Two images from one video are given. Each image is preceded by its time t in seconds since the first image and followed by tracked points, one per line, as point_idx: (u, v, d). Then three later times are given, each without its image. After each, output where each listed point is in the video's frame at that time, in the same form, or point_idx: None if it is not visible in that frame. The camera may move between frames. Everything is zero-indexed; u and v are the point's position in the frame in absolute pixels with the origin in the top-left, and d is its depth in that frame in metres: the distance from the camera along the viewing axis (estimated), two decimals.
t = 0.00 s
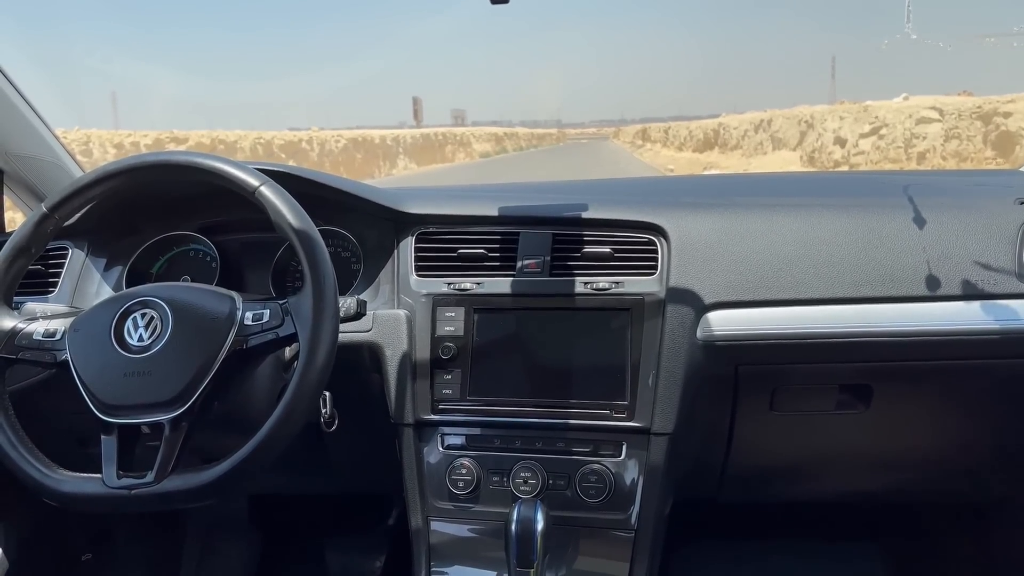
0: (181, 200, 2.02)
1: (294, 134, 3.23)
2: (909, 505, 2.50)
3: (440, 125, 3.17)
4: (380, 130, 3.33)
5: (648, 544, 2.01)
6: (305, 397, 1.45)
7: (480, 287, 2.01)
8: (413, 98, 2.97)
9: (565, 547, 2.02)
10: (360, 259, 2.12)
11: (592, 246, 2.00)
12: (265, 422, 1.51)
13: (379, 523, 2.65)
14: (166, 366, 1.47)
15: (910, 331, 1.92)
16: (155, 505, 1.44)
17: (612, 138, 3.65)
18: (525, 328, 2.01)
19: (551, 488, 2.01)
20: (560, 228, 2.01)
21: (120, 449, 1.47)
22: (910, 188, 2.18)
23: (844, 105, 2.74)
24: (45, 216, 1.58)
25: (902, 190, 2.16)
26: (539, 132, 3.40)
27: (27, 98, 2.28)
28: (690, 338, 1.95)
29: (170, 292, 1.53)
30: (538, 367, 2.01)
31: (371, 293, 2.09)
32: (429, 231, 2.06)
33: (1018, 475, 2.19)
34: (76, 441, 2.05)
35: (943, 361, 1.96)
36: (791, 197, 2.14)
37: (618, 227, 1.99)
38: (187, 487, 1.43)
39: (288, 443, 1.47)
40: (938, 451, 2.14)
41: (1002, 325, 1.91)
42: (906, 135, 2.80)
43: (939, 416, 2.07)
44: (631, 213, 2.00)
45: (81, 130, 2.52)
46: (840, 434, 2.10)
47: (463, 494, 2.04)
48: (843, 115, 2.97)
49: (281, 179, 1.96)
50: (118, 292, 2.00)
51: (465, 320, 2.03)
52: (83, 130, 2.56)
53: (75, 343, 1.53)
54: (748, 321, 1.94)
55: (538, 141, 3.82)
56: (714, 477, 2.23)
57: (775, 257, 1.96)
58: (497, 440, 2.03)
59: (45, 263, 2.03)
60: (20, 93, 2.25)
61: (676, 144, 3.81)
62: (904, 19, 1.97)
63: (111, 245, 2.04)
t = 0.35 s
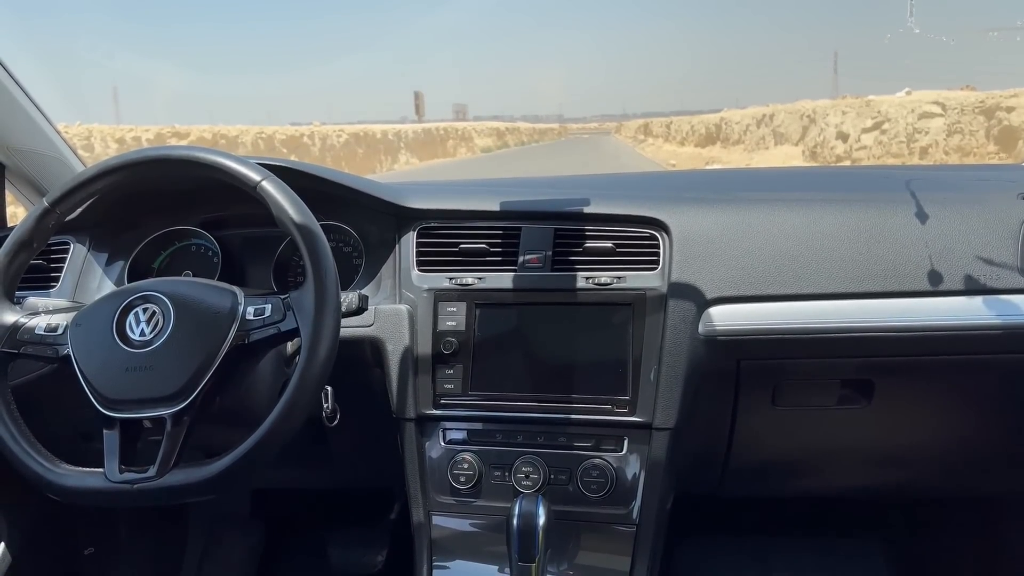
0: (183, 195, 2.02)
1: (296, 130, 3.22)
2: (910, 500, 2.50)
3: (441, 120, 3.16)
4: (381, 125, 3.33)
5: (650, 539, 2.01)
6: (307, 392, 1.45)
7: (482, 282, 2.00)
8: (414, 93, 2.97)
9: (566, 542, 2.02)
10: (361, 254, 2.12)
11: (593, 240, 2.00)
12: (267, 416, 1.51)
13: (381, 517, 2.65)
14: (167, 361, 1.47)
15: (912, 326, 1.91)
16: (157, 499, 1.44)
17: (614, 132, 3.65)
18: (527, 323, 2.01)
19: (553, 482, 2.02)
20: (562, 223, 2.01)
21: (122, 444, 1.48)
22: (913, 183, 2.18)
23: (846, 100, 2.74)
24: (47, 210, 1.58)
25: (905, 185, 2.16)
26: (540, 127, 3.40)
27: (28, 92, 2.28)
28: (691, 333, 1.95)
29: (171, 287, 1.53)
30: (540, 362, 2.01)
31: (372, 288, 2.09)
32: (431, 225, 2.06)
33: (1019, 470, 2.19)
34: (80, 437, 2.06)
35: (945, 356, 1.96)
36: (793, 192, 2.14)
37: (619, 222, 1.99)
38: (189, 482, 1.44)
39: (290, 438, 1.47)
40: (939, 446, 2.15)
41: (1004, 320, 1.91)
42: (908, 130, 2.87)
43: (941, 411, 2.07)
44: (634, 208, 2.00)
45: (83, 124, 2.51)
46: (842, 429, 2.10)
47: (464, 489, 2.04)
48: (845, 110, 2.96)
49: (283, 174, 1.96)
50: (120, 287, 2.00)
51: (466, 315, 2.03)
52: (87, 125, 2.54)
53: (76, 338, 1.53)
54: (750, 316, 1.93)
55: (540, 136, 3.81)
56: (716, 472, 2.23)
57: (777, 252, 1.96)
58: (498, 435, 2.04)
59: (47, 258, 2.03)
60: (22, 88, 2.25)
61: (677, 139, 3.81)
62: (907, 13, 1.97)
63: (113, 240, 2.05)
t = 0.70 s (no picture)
0: (184, 190, 2.02)
1: (297, 123, 3.10)
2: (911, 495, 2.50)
3: (442, 115, 3.16)
4: (382, 120, 3.32)
5: (651, 533, 2.02)
6: (309, 386, 1.46)
7: (482, 277, 2.01)
8: (415, 88, 2.96)
9: (567, 536, 2.02)
10: (362, 249, 2.12)
11: (594, 236, 2.00)
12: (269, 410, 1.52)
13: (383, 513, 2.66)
14: (169, 356, 1.47)
15: (913, 321, 1.91)
16: (159, 493, 1.45)
17: (615, 127, 3.65)
18: (528, 318, 2.01)
19: (554, 477, 2.02)
20: (562, 218, 2.01)
21: (124, 438, 1.48)
22: (914, 178, 2.18)
23: (847, 94, 2.74)
24: (49, 206, 1.58)
25: (906, 180, 2.15)
26: (541, 122, 3.40)
27: (29, 87, 2.27)
28: (692, 328, 1.95)
29: (173, 282, 1.53)
30: (541, 357, 2.01)
31: (373, 283, 2.10)
32: (432, 220, 2.06)
33: (1020, 465, 2.19)
34: (82, 431, 2.08)
35: (946, 351, 1.96)
36: (795, 187, 2.14)
37: (620, 217, 1.99)
38: (190, 476, 1.44)
39: (291, 433, 1.47)
40: (940, 441, 2.15)
41: (1005, 315, 1.91)
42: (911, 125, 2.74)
43: (942, 406, 2.07)
44: (635, 203, 2.00)
45: (84, 120, 2.50)
46: (842, 424, 2.10)
47: (465, 483, 2.04)
48: (847, 105, 2.96)
49: (284, 169, 1.96)
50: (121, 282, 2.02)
51: (467, 310, 2.03)
52: (87, 120, 2.53)
53: (78, 333, 1.53)
54: (751, 311, 1.93)
55: (541, 131, 3.81)
56: (717, 467, 2.23)
57: (778, 247, 1.96)
58: (500, 429, 2.04)
59: (49, 252, 2.03)
60: (24, 83, 2.25)
61: (679, 134, 3.81)
62: (909, 8, 1.96)
63: (114, 234, 2.05)
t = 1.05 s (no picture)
0: (185, 185, 2.02)
1: (298, 120, 3.16)
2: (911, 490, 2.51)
3: (443, 110, 3.16)
4: (383, 115, 3.32)
5: (651, 529, 2.02)
6: (310, 381, 1.46)
7: (483, 272, 2.01)
8: (416, 83, 2.96)
9: (568, 531, 2.03)
10: (364, 244, 2.12)
11: (595, 230, 2.00)
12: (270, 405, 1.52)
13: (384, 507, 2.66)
14: (170, 350, 1.47)
15: (914, 317, 1.91)
16: (160, 488, 1.45)
17: (616, 122, 3.65)
18: (529, 313, 2.01)
19: (555, 472, 2.02)
20: (564, 214, 2.01)
21: (125, 433, 1.48)
22: (916, 173, 2.18)
23: (849, 90, 2.74)
24: (50, 200, 1.58)
25: (908, 175, 2.15)
26: (543, 117, 3.40)
27: (31, 82, 2.28)
28: (693, 323, 1.95)
29: (174, 277, 1.53)
30: (542, 353, 2.01)
31: (375, 278, 2.10)
32: (433, 215, 2.06)
33: (1020, 460, 2.20)
34: (82, 426, 2.08)
35: (947, 346, 1.96)
36: (796, 182, 2.13)
37: (621, 212, 1.99)
38: (192, 471, 1.44)
39: (292, 428, 1.47)
40: (941, 436, 2.15)
41: (1007, 310, 1.91)
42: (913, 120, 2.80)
43: (943, 400, 2.07)
44: (636, 198, 1.99)
45: (85, 114, 2.50)
46: (843, 419, 2.10)
47: (466, 478, 2.05)
48: (848, 100, 2.95)
49: (285, 164, 1.96)
50: (123, 276, 2.01)
51: (468, 305, 2.03)
52: (88, 115, 2.54)
53: (80, 328, 1.53)
54: (752, 306, 1.93)
55: (543, 126, 3.81)
56: (718, 462, 2.24)
57: (780, 242, 1.96)
58: (501, 424, 2.04)
59: (50, 247, 2.03)
60: (25, 78, 2.25)
61: (680, 129, 3.81)
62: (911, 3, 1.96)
63: (115, 229, 2.04)
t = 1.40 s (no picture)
0: (187, 180, 2.02)
1: (299, 115, 3.16)
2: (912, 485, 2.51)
3: (444, 106, 3.15)
4: (384, 110, 3.32)
5: (653, 524, 2.02)
6: (311, 375, 1.46)
7: (485, 267, 2.00)
8: (418, 78, 2.96)
9: (569, 525, 2.03)
10: (365, 239, 2.13)
11: (597, 226, 1.99)
12: (271, 399, 1.52)
13: (386, 502, 2.67)
14: (171, 345, 1.47)
15: (916, 312, 1.91)
16: (162, 482, 1.45)
17: (618, 117, 3.64)
18: (530, 308, 2.01)
19: (556, 467, 2.03)
20: (565, 209, 2.01)
21: (127, 427, 1.48)
22: (918, 168, 2.17)
23: (850, 85, 2.74)
24: (51, 195, 1.58)
25: (910, 170, 2.15)
26: (544, 112, 3.39)
27: (31, 76, 2.27)
28: (695, 318, 1.95)
29: (176, 272, 1.53)
30: (543, 348, 2.01)
31: (376, 272, 2.10)
32: (435, 211, 2.06)
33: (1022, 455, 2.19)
34: (84, 420, 2.04)
35: (949, 341, 1.96)
36: (798, 177, 2.13)
37: (623, 207, 1.99)
38: (194, 465, 1.44)
39: (294, 422, 1.47)
40: (942, 431, 2.15)
41: (1009, 305, 1.90)
42: (915, 115, 2.82)
43: (944, 396, 2.07)
44: (638, 193, 1.99)
45: (86, 110, 2.51)
46: (845, 414, 2.10)
47: (468, 473, 2.05)
48: (850, 95, 2.95)
49: (286, 159, 1.96)
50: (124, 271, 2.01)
51: (470, 300, 2.03)
52: (88, 110, 2.54)
53: (82, 322, 1.53)
54: (753, 301, 1.93)
55: (544, 121, 3.81)
56: (719, 457, 2.24)
57: (781, 237, 1.96)
58: (502, 419, 2.04)
59: (51, 242, 2.03)
60: (27, 73, 2.25)
61: (681, 124, 3.81)
62: None
63: (117, 223, 2.05)
